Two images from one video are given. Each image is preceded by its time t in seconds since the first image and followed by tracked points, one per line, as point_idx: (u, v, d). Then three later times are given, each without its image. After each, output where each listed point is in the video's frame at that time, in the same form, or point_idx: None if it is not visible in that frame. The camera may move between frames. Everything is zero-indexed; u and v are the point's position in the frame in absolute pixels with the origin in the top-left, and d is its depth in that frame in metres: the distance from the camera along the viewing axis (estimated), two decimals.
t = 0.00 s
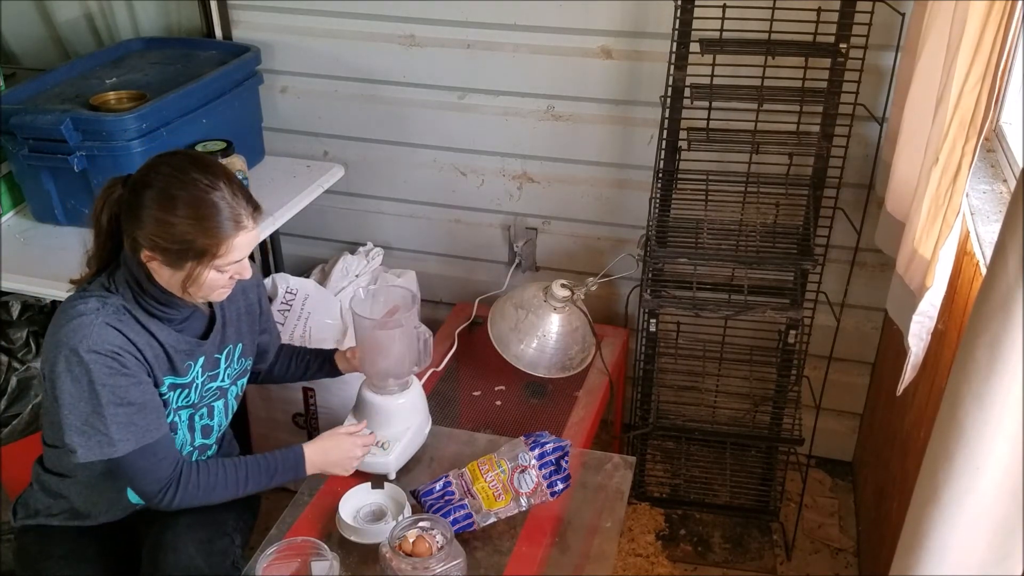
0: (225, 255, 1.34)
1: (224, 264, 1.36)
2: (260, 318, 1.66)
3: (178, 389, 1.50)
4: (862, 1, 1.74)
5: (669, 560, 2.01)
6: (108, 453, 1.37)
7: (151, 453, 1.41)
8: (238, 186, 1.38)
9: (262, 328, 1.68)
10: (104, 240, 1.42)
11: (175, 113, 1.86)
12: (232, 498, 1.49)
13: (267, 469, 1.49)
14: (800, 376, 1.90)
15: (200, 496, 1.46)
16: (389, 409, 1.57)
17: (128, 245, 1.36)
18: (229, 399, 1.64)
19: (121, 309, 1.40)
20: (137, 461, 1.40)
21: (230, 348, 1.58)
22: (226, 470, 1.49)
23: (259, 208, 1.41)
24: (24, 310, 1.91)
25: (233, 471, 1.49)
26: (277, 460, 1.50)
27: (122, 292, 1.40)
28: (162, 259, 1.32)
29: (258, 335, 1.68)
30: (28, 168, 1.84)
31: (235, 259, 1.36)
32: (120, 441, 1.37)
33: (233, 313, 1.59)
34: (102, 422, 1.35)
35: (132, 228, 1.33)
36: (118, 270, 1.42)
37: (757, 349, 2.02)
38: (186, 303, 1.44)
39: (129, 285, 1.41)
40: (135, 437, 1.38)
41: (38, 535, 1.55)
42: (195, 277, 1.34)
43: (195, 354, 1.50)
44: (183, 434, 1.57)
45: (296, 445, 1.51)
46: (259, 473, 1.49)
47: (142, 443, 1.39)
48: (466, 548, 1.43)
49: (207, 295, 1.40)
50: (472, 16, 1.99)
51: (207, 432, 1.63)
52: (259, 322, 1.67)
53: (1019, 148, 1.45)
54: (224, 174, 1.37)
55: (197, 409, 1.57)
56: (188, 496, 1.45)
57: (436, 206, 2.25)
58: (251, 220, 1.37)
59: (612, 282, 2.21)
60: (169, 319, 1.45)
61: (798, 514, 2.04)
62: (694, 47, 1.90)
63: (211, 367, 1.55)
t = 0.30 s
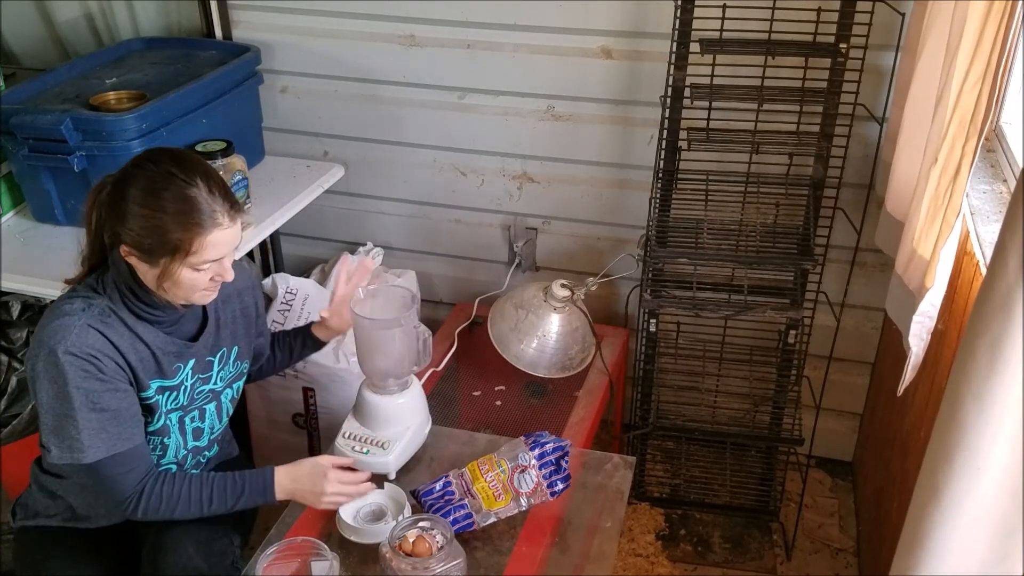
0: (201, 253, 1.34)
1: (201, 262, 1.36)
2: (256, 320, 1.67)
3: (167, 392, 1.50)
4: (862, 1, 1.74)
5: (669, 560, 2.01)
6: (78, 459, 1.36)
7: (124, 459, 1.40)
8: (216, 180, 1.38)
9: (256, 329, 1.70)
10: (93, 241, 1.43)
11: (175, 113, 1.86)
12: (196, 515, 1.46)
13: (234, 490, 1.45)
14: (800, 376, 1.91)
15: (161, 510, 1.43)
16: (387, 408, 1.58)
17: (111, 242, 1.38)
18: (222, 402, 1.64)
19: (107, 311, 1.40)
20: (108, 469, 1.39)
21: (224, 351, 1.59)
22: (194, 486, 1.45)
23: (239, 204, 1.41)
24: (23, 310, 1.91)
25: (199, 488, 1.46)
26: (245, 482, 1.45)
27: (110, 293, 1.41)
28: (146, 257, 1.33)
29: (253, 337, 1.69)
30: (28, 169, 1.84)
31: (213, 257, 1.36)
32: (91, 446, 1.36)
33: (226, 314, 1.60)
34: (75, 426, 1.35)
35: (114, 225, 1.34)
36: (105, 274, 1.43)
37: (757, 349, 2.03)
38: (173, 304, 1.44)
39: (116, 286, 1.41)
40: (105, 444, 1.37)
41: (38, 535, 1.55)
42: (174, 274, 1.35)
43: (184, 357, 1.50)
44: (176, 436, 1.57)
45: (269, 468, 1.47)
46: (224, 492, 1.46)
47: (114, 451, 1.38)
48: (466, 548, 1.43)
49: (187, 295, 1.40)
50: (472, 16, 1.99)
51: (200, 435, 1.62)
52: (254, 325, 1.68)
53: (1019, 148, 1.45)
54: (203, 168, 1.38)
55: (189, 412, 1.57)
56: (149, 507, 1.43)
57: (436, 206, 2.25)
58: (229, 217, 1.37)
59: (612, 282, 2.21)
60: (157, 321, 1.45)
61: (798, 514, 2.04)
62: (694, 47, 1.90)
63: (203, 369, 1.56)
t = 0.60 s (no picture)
0: (181, 244, 1.34)
1: (182, 253, 1.35)
2: (249, 315, 1.67)
3: (164, 392, 1.51)
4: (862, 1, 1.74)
5: (669, 560, 2.01)
6: (77, 463, 1.36)
7: (125, 461, 1.40)
8: (198, 173, 1.39)
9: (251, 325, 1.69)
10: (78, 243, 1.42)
11: (175, 113, 1.86)
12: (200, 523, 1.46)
13: (241, 505, 1.44)
14: (800, 376, 1.91)
15: (167, 514, 1.43)
16: (385, 409, 1.58)
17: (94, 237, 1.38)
18: (221, 400, 1.64)
19: (96, 312, 1.40)
20: (110, 471, 1.39)
21: (220, 348, 1.60)
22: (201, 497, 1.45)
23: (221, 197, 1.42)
24: (23, 310, 1.91)
25: (206, 499, 1.45)
26: (253, 498, 1.44)
27: (97, 294, 1.40)
28: (129, 251, 1.33)
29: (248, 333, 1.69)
30: (28, 169, 1.84)
31: (194, 248, 1.36)
32: (90, 450, 1.36)
33: (220, 310, 1.60)
34: (73, 431, 1.35)
35: (97, 219, 1.35)
36: (91, 274, 1.42)
37: (757, 349, 2.02)
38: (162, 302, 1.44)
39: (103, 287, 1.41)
40: (105, 446, 1.38)
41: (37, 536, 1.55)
42: (155, 266, 1.34)
43: (178, 356, 1.50)
44: (176, 435, 1.57)
45: (276, 486, 1.46)
46: (230, 506, 1.45)
47: (114, 453, 1.39)
48: (466, 548, 1.43)
49: (169, 289, 1.39)
50: (471, 15, 1.99)
51: (201, 434, 1.63)
52: (248, 319, 1.68)
53: (1019, 148, 1.45)
54: (185, 160, 1.39)
55: (189, 411, 1.57)
56: (158, 508, 1.43)
57: (435, 206, 2.25)
58: (210, 208, 1.37)
59: (612, 282, 2.21)
60: (147, 320, 1.45)
61: (798, 514, 2.04)
62: (694, 47, 1.90)
63: (201, 367, 1.56)
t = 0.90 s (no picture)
0: (161, 244, 1.33)
1: (162, 254, 1.34)
2: (239, 318, 1.61)
3: (148, 398, 1.50)
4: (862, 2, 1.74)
5: (669, 560, 2.01)
6: (62, 473, 1.37)
7: (111, 468, 1.40)
8: (174, 172, 1.38)
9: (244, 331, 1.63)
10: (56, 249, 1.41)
11: (175, 112, 1.86)
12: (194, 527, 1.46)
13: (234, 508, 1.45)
14: (800, 376, 1.91)
15: (160, 518, 1.43)
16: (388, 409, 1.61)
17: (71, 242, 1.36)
18: (210, 403, 1.61)
19: (76, 321, 1.38)
20: (96, 479, 1.40)
21: (205, 351, 1.56)
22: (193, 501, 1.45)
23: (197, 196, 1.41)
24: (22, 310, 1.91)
25: (199, 502, 1.45)
26: (246, 501, 1.44)
27: (77, 302, 1.39)
28: (107, 254, 1.32)
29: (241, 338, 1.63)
30: (29, 169, 1.84)
31: (174, 248, 1.35)
32: (73, 460, 1.37)
33: (205, 315, 1.56)
34: (56, 443, 1.36)
35: (72, 223, 1.33)
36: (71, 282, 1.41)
37: (757, 349, 2.02)
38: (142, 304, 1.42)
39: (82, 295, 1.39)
40: (90, 456, 1.38)
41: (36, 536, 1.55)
42: (135, 268, 1.33)
43: (162, 362, 1.48)
44: (162, 440, 1.55)
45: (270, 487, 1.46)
46: (222, 508, 1.45)
47: (99, 462, 1.39)
48: (466, 548, 1.43)
49: (150, 292, 1.37)
50: (471, 15, 1.99)
51: (189, 437, 1.60)
52: (239, 322, 1.62)
53: (1019, 148, 1.45)
54: (160, 160, 1.38)
55: (175, 415, 1.55)
56: (151, 512, 1.43)
57: (435, 206, 2.25)
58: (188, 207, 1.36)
59: (612, 282, 2.21)
60: (127, 326, 1.43)
61: (798, 514, 2.04)
62: (694, 47, 1.90)
63: (185, 371, 1.54)
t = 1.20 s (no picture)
0: (112, 243, 1.30)
1: (116, 253, 1.31)
2: (233, 316, 1.59)
3: (133, 401, 1.49)
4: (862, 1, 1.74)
5: (669, 560, 2.01)
6: (52, 473, 1.38)
7: (101, 471, 1.40)
8: (133, 168, 1.34)
9: (246, 328, 1.61)
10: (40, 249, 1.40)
11: (175, 112, 1.86)
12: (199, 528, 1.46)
13: (236, 509, 1.44)
14: (800, 376, 1.90)
15: (161, 517, 1.43)
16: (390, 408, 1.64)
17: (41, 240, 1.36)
18: (201, 402, 1.61)
19: (56, 324, 1.37)
20: (90, 481, 1.39)
21: (194, 351, 1.56)
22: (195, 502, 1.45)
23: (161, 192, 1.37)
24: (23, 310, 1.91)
25: (201, 501, 1.45)
26: (248, 500, 1.44)
27: (57, 305, 1.38)
28: (69, 251, 1.31)
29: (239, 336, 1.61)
30: (29, 170, 1.84)
31: (128, 247, 1.31)
32: (61, 462, 1.37)
33: (193, 315, 1.55)
34: (44, 446, 1.36)
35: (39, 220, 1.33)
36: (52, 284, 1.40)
37: (757, 349, 2.02)
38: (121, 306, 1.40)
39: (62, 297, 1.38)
40: (78, 459, 1.38)
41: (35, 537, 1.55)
42: (91, 267, 1.31)
43: (146, 364, 1.48)
44: (153, 441, 1.55)
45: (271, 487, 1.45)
46: (224, 508, 1.45)
47: (88, 465, 1.38)
48: (466, 548, 1.43)
49: (113, 292, 1.35)
50: (470, 15, 1.99)
51: (182, 438, 1.60)
52: (233, 320, 1.60)
53: (1019, 148, 1.45)
54: (120, 156, 1.35)
55: (165, 416, 1.55)
56: (151, 511, 1.43)
57: (435, 206, 2.25)
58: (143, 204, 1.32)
59: (612, 282, 2.21)
60: (108, 328, 1.42)
61: (798, 514, 2.04)
62: (694, 47, 1.90)
63: (173, 371, 1.54)
